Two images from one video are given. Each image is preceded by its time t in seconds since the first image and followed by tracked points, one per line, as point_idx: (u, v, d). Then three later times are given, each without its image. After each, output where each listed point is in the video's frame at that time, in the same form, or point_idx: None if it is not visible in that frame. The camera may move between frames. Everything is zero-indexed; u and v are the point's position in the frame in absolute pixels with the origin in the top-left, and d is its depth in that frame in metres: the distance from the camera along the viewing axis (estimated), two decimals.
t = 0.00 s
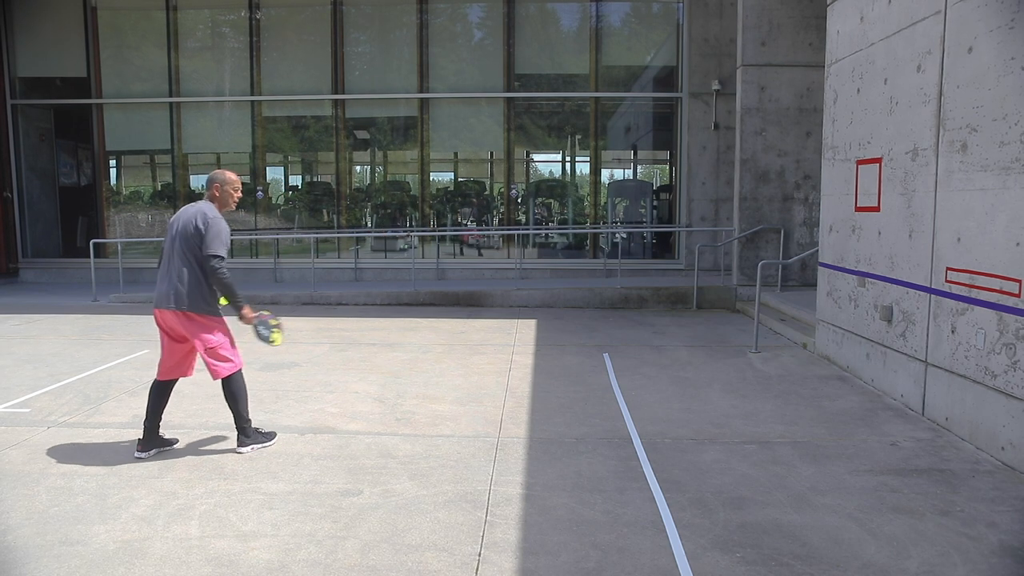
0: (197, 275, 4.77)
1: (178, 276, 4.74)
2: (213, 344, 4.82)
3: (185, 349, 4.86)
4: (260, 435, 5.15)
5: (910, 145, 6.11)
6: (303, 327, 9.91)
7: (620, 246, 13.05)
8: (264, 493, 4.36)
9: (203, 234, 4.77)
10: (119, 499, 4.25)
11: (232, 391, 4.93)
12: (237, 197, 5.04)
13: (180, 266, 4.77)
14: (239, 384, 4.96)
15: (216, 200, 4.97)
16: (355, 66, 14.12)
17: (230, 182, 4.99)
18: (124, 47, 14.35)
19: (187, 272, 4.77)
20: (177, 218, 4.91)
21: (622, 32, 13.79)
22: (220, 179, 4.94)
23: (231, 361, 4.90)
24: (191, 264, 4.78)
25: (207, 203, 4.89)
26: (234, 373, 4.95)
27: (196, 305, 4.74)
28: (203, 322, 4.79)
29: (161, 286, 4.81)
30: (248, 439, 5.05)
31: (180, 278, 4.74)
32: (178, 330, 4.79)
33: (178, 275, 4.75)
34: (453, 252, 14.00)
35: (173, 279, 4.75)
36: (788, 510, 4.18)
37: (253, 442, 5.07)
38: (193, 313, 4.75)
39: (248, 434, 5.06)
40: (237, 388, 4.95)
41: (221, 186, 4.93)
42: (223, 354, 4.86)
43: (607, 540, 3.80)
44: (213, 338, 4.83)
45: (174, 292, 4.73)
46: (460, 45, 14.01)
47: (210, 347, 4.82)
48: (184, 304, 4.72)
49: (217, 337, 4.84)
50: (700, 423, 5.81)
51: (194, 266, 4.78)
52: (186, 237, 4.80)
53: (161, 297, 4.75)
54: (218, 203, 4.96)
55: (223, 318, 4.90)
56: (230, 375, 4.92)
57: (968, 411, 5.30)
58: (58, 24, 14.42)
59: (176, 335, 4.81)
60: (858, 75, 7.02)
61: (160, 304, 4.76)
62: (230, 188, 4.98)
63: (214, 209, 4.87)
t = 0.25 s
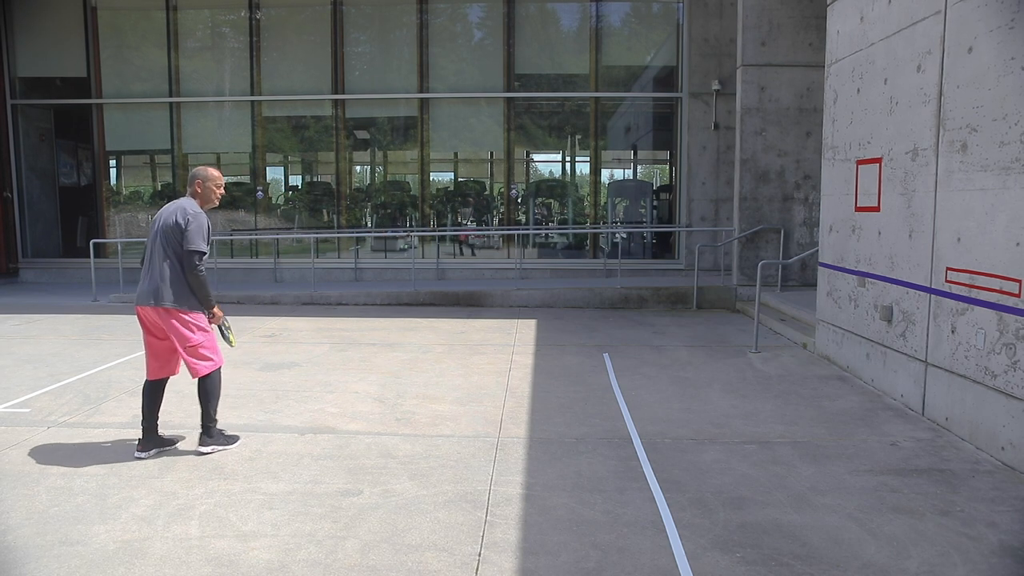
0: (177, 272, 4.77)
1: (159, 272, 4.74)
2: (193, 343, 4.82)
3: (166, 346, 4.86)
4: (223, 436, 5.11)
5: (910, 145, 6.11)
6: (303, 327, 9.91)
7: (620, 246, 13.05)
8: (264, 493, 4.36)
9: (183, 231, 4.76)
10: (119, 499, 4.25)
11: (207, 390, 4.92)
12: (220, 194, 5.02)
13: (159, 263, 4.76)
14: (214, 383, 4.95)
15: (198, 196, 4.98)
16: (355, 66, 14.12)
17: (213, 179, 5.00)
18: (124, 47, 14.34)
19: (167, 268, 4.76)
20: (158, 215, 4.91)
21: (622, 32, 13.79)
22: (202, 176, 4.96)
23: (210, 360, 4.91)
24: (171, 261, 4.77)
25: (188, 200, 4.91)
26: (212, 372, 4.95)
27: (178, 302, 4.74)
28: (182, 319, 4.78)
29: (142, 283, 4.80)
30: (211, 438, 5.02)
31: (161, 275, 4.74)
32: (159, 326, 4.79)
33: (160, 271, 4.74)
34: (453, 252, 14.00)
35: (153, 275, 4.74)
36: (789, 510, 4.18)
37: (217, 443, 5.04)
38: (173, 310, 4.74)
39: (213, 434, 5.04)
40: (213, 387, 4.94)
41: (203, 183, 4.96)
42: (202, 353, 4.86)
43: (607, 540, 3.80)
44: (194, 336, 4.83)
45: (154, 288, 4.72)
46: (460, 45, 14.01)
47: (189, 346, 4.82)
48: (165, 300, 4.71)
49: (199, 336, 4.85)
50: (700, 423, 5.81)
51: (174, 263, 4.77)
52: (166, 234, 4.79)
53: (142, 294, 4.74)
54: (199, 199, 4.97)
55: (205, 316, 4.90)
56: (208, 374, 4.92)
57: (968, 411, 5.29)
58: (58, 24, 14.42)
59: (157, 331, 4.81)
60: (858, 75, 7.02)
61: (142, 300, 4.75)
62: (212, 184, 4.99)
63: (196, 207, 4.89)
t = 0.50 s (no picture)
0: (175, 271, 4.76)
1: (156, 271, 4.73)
2: (191, 340, 4.82)
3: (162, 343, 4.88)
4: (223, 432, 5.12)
5: (910, 145, 6.11)
6: (303, 327, 9.91)
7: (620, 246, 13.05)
8: (264, 493, 4.36)
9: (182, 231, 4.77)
10: (119, 499, 4.25)
11: (207, 386, 4.92)
12: (217, 196, 5.04)
13: (157, 262, 4.75)
14: (216, 377, 4.95)
15: (194, 198, 4.99)
16: (355, 66, 14.12)
17: (210, 181, 5.01)
18: (124, 47, 14.35)
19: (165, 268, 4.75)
20: (151, 216, 4.90)
21: (622, 32, 13.79)
22: (198, 178, 4.98)
23: (210, 355, 4.90)
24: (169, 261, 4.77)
25: (185, 201, 4.92)
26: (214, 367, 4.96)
27: (175, 301, 4.73)
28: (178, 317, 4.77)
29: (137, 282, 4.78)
30: (212, 434, 5.04)
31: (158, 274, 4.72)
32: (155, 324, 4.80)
33: (157, 271, 4.73)
34: (453, 252, 14.01)
35: (150, 275, 4.72)
36: (789, 509, 4.18)
37: (218, 438, 5.05)
38: (170, 309, 4.73)
39: (213, 430, 5.04)
40: (214, 383, 4.94)
41: (199, 185, 4.97)
42: (201, 348, 4.86)
43: (606, 540, 3.81)
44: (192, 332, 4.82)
45: (151, 288, 4.71)
46: (460, 45, 14.01)
47: (187, 343, 4.82)
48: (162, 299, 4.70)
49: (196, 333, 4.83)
50: (700, 423, 5.82)
51: (173, 263, 4.77)
52: (163, 234, 4.79)
53: (138, 294, 4.72)
54: (196, 201, 4.98)
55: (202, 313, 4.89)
56: (209, 369, 4.92)
57: (968, 411, 5.30)
58: (58, 24, 14.42)
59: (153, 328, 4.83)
60: (858, 75, 7.02)
61: (138, 300, 4.73)
62: (209, 186, 5.00)
63: (192, 206, 4.91)
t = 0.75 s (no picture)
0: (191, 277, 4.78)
1: (172, 277, 4.72)
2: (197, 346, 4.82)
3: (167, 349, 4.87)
4: (240, 435, 5.16)
5: (910, 145, 6.11)
6: (303, 327, 9.91)
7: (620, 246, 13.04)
8: (264, 493, 4.36)
9: (202, 239, 4.82)
10: (119, 499, 4.25)
11: (215, 391, 4.94)
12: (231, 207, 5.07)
13: (174, 267, 4.74)
14: (222, 384, 4.96)
15: (209, 208, 5.02)
16: (355, 66, 14.12)
17: (224, 192, 5.04)
18: (124, 47, 14.35)
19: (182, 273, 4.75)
20: (162, 220, 4.87)
21: (622, 32, 13.79)
22: (214, 189, 4.99)
23: (216, 362, 4.91)
24: (186, 266, 4.78)
25: (200, 210, 4.93)
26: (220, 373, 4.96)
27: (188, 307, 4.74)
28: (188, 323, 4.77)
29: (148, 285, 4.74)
30: (228, 438, 5.06)
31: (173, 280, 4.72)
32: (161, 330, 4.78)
33: (172, 277, 4.72)
34: (453, 252, 14.01)
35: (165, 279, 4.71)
36: (788, 509, 4.18)
37: (231, 441, 5.06)
38: (185, 315, 4.74)
39: (228, 433, 5.07)
40: (221, 389, 4.96)
41: (214, 196, 4.99)
42: (207, 355, 4.86)
43: (606, 540, 3.81)
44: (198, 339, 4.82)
45: (166, 293, 4.69)
46: (460, 45, 14.01)
47: (193, 349, 4.82)
48: (177, 305, 4.71)
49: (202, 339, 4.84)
50: (700, 423, 5.82)
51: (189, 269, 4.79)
52: (180, 240, 4.78)
53: (151, 298, 4.69)
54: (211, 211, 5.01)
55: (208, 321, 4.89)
56: (214, 375, 4.92)
57: (968, 411, 5.29)
58: (58, 24, 14.42)
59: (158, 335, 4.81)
60: (858, 75, 7.02)
61: (150, 304, 4.69)
62: (224, 198, 5.03)
63: (210, 216, 4.93)
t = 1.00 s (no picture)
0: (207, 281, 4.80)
1: (189, 280, 4.72)
2: (212, 347, 4.82)
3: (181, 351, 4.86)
4: (240, 435, 5.16)
5: (910, 145, 6.11)
6: (303, 327, 9.91)
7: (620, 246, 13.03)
8: (264, 493, 4.36)
9: (220, 245, 4.86)
10: (119, 499, 4.25)
11: (226, 391, 4.95)
12: (246, 213, 5.13)
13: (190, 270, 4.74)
14: (233, 384, 4.98)
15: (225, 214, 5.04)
16: (355, 66, 14.12)
17: (240, 198, 5.09)
18: (124, 47, 14.35)
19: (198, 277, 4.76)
20: (180, 224, 4.88)
21: (622, 32, 13.79)
22: (231, 195, 5.04)
23: (229, 362, 4.92)
24: (202, 270, 4.79)
25: (215, 214, 4.93)
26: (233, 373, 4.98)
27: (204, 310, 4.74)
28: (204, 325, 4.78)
29: (163, 287, 4.73)
30: (229, 439, 5.06)
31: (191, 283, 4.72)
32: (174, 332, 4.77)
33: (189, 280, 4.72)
34: (453, 252, 14.00)
35: (182, 282, 4.71)
36: (788, 509, 4.18)
37: (232, 442, 5.07)
38: (200, 318, 4.74)
39: (229, 434, 5.07)
40: (233, 389, 4.97)
41: (230, 202, 5.03)
42: (220, 356, 4.87)
43: (606, 540, 3.81)
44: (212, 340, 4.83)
45: (183, 295, 4.69)
46: (460, 45, 14.01)
47: (207, 350, 4.82)
48: (194, 308, 4.70)
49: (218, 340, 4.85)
50: (700, 423, 5.82)
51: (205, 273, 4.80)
52: (198, 244, 4.80)
53: (167, 300, 4.68)
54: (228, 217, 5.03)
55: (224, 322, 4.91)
56: (227, 375, 4.94)
57: (968, 410, 5.29)
58: (58, 24, 14.42)
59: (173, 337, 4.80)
60: (858, 75, 7.02)
61: (165, 306, 4.68)
62: (240, 204, 5.07)
63: (225, 220, 4.96)
